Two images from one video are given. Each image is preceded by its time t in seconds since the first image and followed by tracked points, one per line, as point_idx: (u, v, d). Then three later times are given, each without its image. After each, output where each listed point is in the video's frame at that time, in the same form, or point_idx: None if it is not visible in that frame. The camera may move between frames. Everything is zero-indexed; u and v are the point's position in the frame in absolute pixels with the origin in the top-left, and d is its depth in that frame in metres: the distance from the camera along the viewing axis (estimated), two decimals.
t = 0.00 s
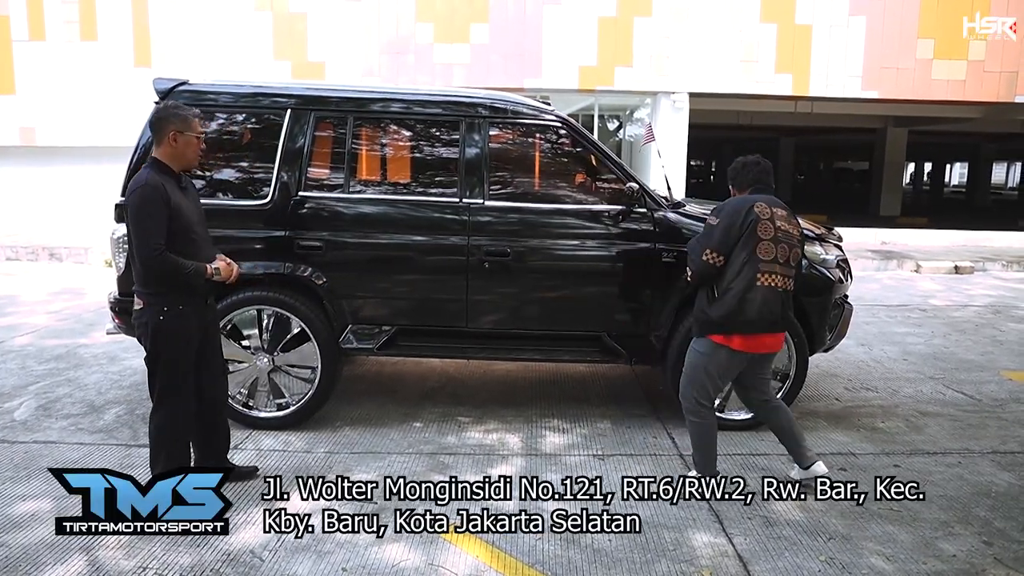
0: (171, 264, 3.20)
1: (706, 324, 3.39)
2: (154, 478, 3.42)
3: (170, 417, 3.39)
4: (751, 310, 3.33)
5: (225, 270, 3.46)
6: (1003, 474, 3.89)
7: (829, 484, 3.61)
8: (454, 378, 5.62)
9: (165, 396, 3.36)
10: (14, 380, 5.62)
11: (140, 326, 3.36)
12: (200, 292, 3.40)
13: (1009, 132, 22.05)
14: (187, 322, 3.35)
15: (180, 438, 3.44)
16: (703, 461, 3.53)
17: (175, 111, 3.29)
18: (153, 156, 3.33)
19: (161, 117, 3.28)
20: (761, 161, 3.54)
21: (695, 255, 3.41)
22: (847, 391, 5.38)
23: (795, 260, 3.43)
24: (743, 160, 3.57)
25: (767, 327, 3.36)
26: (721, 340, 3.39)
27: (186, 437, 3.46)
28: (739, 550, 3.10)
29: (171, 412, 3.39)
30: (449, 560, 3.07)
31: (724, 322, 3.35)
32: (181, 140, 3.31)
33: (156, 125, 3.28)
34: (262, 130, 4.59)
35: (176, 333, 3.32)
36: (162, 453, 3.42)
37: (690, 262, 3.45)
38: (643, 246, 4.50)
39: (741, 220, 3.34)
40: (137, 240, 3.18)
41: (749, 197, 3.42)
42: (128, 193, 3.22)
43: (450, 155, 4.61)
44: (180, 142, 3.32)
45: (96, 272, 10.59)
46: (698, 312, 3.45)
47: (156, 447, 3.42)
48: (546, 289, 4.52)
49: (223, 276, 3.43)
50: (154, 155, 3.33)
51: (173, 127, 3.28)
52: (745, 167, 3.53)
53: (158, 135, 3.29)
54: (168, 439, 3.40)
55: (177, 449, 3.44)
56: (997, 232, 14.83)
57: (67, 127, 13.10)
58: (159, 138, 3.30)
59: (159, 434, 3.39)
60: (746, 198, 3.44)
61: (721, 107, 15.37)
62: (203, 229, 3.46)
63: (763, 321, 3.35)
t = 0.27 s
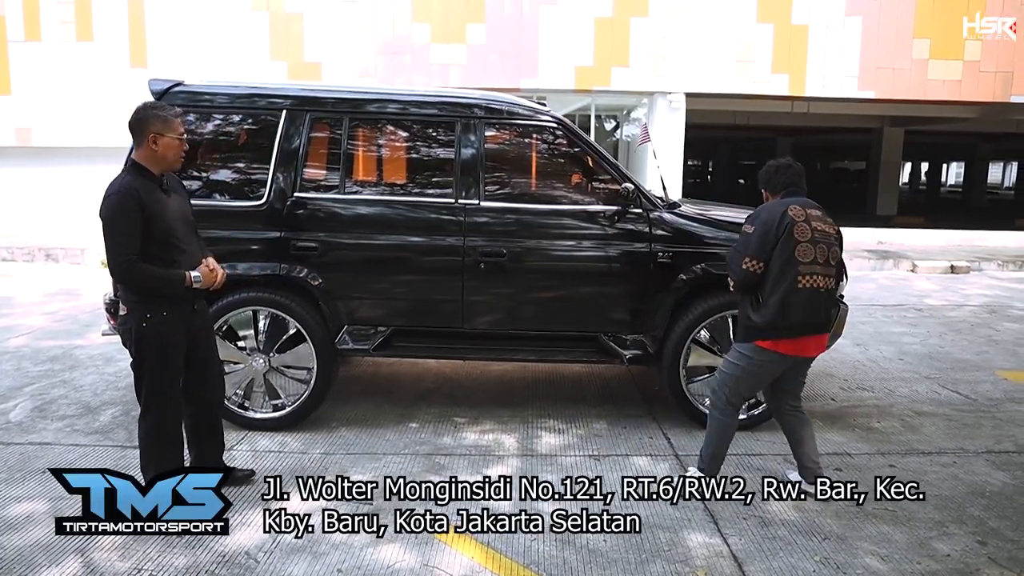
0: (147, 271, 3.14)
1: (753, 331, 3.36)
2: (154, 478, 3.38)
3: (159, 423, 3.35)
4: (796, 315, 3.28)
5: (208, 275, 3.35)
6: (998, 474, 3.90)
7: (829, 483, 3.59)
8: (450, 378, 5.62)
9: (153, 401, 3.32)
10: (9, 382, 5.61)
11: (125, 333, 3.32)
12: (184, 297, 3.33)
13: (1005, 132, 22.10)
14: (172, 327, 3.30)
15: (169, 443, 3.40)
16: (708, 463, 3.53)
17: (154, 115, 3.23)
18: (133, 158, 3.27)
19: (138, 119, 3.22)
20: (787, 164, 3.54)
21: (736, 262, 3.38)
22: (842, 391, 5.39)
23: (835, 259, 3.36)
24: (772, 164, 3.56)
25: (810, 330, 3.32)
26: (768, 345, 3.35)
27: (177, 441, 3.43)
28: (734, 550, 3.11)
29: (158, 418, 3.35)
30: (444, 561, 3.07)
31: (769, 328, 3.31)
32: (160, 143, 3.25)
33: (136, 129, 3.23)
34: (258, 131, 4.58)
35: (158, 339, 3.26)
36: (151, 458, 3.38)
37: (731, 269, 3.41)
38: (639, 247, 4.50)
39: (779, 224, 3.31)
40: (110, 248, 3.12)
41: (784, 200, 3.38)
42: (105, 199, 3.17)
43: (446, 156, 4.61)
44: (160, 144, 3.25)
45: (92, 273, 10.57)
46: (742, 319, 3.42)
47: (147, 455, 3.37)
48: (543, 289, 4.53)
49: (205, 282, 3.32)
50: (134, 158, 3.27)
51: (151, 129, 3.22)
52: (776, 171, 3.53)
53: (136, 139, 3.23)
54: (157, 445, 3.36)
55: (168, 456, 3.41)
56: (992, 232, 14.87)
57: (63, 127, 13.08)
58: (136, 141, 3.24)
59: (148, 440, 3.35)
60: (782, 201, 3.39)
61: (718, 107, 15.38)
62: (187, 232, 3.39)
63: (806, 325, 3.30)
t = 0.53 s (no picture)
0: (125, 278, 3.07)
1: (761, 334, 3.33)
2: (155, 478, 3.36)
3: (142, 427, 3.29)
4: (805, 316, 3.26)
5: (191, 278, 3.27)
6: (979, 471, 3.93)
7: (829, 484, 3.60)
8: (435, 379, 5.60)
9: (136, 405, 3.26)
10: None
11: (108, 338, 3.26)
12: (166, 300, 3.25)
13: (989, 131, 22.31)
14: (154, 332, 3.22)
15: (152, 446, 3.33)
16: (702, 462, 3.53)
17: (123, 115, 3.11)
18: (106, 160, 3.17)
19: (110, 121, 3.11)
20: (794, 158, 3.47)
21: (745, 264, 3.33)
22: (827, 389, 5.41)
23: (842, 259, 3.34)
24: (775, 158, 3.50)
25: (819, 330, 3.32)
26: (775, 346, 3.32)
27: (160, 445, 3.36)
28: (718, 550, 3.11)
29: (141, 422, 3.28)
30: (427, 563, 3.05)
31: (777, 330, 3.29)
32: (134, 145, 3.12)
33: (108, 131, 3.12)
34: (242, 131, 4.55)
35: (140, 344, 3.19)
36: (134, 462, 3.32)
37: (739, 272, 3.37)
38: (624, 246, 4.49)
39: (787, 225, 3.27)
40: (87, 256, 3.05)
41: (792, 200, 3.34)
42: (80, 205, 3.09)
43: (430, 156, 4.59)
44: (135, 147, 3.14)
45: (76, 274, 10.47)
46: (749, 320, 3.38)
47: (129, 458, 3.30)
48: (528, 289, 4.51)
49: (188, 286, 3.25)
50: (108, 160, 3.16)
51: (123, 131, 3.11)
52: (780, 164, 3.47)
53: (109, 142, 3.12)
54: (139, 448, 3.30)
55: (151, 460, 3.34)
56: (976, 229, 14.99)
57: (45, 128, 12.93)
58: (109, 144, 3.13)
59: (130, 444, 3.29)
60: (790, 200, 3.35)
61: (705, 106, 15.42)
62: (167, 234, 3.31)
63: (815, 326, 3.30)
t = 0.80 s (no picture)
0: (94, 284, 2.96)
1: (741, 336, 3.30)
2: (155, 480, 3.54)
3: (113, 434, 3.16)
4: (784, 318, 3.28)
5: (162, 282, 3.15)
6: (949, 466, 3.96)
7: (829, 484, 3.60)
8: (408, 381, 5.54)
9: (107, 412, 3.13)
10: None
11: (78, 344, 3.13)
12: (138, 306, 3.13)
13: (957, 129, 22.65)
14: (126, 339, 3.11)
15: (123, 454, 3.20)
16: (676, 462, 3.50)
17: (87, 116, 3.00)
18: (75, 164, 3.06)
19: (77, 123, 3.00)
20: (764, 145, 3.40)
21: (727, 269, 3.27)
22: (800, 386, 5.43)
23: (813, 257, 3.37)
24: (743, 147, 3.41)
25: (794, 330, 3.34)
26: (753, 348, 3.31)
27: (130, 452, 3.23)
28: (690, 551, 3.09)
29: (112, 429, 3.15)
30: (396, 569, 3.00)
31: (759, 332, 3.27)
32: (102, 147, 3.01)
33: (75, 133, 3.00)
34: (208, 130, 4.45)
35: (110, 351, 3.07)
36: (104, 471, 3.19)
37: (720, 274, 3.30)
38: (597, 245, 4.47)
39: (770, 227, 3.22)
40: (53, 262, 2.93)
41: (770, 199, 3.31)
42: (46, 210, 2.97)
43: (401, 155, 4.53)
44: (103, 150, 3.02)
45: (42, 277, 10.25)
46: (726, 322, 3.35)
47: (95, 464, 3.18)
48: (502, 289, 4.47)
49: (158, 292, 3.13)
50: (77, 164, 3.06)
51: (91, 133, 2.99)
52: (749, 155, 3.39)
53: (76, 144, 3.00)
54: (110, 456, 3.17)
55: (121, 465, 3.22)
56: (946, 226, 15.21)
57: (9, 128, 12.65)
58: (76, 146, 3.01)
59: (99, 452, 3.16)
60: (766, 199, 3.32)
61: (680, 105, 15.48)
62: (140, 237, 3.19)
63: (792, 326, 3.32)
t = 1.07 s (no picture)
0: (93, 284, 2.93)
1: (716, 344, 3.26)
2: (155, 478, 3.44)
3: (103, 441, 3.12)
4: (757, 321, 3.28)
5: (163, 292, 3.05)
6: (936, 469, 3.93)
7: (829, 484, 3.60)
8: (393, 384, 5.49)
9: (97, 417, 3.09)
10: None
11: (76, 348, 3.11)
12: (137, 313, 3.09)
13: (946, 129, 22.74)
14: (123, 346, 3.06)
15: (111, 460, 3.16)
16: (654, 466, 3.44)
17: (104, 119, 3.00)
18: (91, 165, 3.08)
19: (92, 124, 3.01)
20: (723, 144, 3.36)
21: (711, 277, 3.16)
22: (788, 388, 5.41)
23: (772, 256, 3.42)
24: (706, 146, 3.33)
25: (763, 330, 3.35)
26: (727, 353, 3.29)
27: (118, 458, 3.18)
28: (675, 557, 3.05)
29: (102, 435, 3.12)
30: None
31: (735, 338, 3.25)
32: (114, 150, 3.02)
33: (88, 136, 3.01)
34: (188, 131, 4.39)
35: (104, 357, 3.03)
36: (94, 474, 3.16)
37: (701, 282, 3.19)
38: (583, 246, 4.42)
39: (744, 232, 3.21)
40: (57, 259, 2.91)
41: (736, 203, 3.29)
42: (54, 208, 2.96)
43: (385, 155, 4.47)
44: (116, 153, 3.03)
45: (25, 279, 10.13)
46: (696, 331, 3.28)
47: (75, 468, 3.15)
48: (487, 291, 4.42)
49: (159, 300, 3.04)
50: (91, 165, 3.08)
51: (104, 135, 3.00)
52: (713, 155, 3.31)
53: (91, 146, 3.02)
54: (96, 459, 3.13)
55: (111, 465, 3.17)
56: (934, 226, 15.27)
57: None
58: (90, 148, 3.02)
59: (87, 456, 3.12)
60: (732, 202, 3.29)
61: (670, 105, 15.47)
62: (144, 245, 3.14)
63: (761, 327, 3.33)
